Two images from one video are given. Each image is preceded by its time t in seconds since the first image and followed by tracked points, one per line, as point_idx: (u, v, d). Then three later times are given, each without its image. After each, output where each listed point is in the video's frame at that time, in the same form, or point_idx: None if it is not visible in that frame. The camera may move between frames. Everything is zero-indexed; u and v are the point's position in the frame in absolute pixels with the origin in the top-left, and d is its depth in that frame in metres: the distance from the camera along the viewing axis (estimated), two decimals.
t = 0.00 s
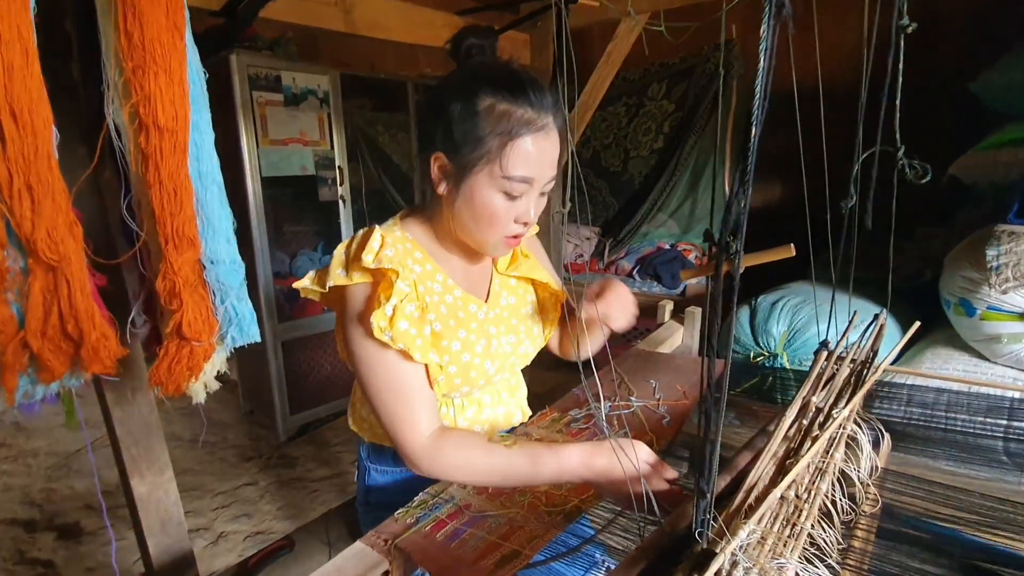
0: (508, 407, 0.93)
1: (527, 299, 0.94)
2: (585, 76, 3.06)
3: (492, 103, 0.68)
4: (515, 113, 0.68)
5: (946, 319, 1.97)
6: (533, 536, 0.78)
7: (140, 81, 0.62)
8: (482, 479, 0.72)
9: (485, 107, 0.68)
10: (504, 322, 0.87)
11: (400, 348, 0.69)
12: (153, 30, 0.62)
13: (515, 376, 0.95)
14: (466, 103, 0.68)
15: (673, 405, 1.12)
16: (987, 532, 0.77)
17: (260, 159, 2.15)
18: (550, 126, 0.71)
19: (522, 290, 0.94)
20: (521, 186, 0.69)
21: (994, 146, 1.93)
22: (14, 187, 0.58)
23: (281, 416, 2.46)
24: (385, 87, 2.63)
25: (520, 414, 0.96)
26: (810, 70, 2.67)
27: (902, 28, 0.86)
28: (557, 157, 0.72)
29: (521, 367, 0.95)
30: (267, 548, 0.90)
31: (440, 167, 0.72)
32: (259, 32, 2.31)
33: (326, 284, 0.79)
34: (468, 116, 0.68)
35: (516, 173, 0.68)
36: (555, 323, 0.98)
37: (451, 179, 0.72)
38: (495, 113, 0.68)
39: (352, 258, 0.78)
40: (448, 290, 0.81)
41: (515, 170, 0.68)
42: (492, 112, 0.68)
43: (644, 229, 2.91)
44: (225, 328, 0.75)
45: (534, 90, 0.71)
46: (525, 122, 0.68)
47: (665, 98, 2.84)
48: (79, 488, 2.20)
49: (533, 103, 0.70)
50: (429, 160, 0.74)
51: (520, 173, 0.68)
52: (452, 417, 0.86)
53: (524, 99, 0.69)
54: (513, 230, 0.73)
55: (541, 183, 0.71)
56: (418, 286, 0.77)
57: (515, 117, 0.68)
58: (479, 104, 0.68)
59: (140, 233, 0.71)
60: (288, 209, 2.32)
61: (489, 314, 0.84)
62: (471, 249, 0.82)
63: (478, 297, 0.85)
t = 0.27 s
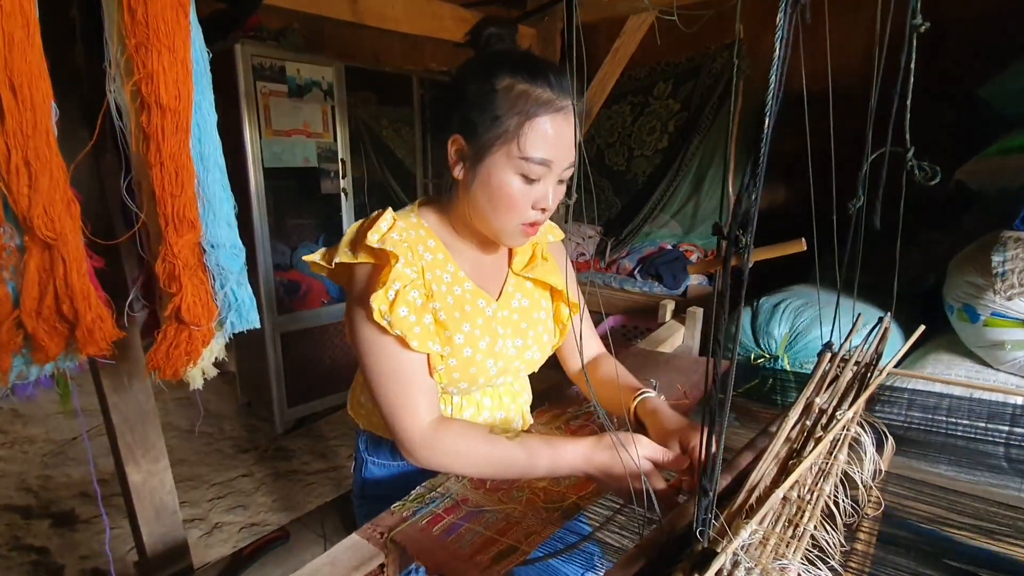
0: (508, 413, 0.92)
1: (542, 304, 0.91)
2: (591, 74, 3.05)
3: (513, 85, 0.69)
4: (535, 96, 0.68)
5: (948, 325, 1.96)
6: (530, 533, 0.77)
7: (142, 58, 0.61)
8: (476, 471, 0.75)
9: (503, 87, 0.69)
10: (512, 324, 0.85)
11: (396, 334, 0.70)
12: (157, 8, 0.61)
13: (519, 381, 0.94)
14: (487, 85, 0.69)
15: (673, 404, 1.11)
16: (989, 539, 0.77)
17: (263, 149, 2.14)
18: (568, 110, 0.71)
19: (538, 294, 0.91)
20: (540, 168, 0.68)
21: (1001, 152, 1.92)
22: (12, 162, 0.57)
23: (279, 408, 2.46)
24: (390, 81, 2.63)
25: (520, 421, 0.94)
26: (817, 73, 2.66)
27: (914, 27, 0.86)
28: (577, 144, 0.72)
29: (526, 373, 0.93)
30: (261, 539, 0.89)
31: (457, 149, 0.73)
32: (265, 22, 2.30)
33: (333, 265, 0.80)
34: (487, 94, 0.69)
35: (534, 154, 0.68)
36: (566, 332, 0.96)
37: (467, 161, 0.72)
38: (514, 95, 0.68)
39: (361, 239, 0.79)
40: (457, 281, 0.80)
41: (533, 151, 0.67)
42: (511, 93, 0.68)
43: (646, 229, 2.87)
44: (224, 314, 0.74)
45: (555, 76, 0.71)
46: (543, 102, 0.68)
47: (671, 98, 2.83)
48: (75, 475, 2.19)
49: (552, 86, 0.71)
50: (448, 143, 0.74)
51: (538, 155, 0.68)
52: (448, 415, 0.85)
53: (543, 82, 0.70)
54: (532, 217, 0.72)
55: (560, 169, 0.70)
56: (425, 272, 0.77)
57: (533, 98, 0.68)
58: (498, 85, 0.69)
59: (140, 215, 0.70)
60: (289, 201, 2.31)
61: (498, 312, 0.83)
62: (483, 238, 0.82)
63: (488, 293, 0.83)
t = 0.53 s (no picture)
0: (510, 410, 0.91)
1: (544, 302, 0.91)
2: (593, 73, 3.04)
3: (520, 82, 0.67)
4: (542, 94, 0.67)
5: (947, 327, 1.96)
6: (525, 530, 0.77)
7: (141, 48, 0.61)
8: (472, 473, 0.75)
9: (511, 86, 0.67)
10: (516, 321, 0.84)
11: (400, 336, 0.70)
12: None
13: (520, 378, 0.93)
14: (496, 82, 0.68)
15: (670, 404, 1.11)
16: (986, 543, 0.76)
17: (263, 144, 2.13)
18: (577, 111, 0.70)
19: (539, 292, 0.91)
20: (542, 170, 0.68)
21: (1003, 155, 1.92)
22: (8, 152, 0.56)
23: (276, 403, 2.46)
24: (391, 76, 2.62)
25: (521, 418, 0.94)
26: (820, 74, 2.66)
27: (920, 28, 0.86)
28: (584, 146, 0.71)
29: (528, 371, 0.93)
30: (258, 533, 0.90)
31: (462, 146, 0.72)
32: (267, 16, 2.30)
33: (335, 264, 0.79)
34: (495, 92, 0.67)
35: (540, 156, 0.68)
36: (568, 326, 0.98)
37: (473, 159, 0.72)
38: (521, 93, 0.67)
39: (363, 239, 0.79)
40: (459, 282, 0.79)
41: (538, 153, 0.67)
42: (518, 91, 0.67)
43: (646, 228, 2.87)
44: (222, 307, 0.73)
45: (563, 75, 0.71)
46: (551, 103, 0.68)
47: (673, 97, 2.82)
48: (72, 468, 2.19)
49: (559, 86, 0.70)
50: (453, 139, 0.74)
51: (543, 157, 0.68)
52: (450, 413, 0.84)
53: (552, 81, 0.69)
54: (533, 218, 0.72)
55: (564, 171, 0.70)
56: (427, 274, 0.76)
57: (541, 99, 0.67)
58: (505, 81, 0.67)
59: (138, 207, 0.70)
60: (289, 196, 2.30)
61: (501, 311, 0.82)
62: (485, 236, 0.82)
63: (491, 292, 0.83)
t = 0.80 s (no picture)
0: (510, 399, 0.92)
1: (532, 292, 0.93)
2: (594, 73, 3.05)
3: (504, 87, 0.69)
4: (526, 100, 0.69)
5: (946, 329, 1.97)
6: (527, 526, 0.77)
7: (152, 48, 0.61)
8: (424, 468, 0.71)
9: (497, 90, 0.69)
10: (508, 311, 0.86)
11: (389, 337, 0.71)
12: None
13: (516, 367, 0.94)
14: (481, 87, 0.69)
15: (671, 403, 1.12)
16: (981, 541, 0.77)
17: (265, 141, 2.13)
18: (560, 114, 0.72)
19: (528, 283, 0.93)
20: (527, 173, 0.70)
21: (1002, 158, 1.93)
22: (22, 149, 0.57)
23: (276, 400, 2.46)
24: (393, 75, 2.62)
25: (521, 408, 0.94)
26: (821, 75, 2.66)
27: (920, 31, 0.87)
28: (565, 149, 0.73)
29: (522, 360, 0.94)
30: (260, 529, 0.90)
31: (448, 149, 0.73)
32: (269, 13, 2.30)
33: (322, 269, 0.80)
34: (480, 97, 0.69)
35: (524, 159, 0.69)
36: (560, 316, 0.99)
37: (458, 162, 0.72)
38: (505, 98, 0.69)
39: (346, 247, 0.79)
40: (447, 279, 0.80)
41: (523, 156, 0.69)
42: (502, 97, 0.69)
43: (647, 228, 2.89)
44: (229, 304, 0.74)
45: (547, 80, 0.72)
46: (535, 107, 0.69)
47: (674, 97, 2.83)
48: (73, 464, 2.20)
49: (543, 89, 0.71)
50: (439, 141, 0.74)
51: (527, 160, 0.69)
52: (448, 405, 0.85)
53: (536, 86, 0.70)
54: (518, 219, 0.73)
55: (547, 173, 0.72)
56: (414, 275, 0.77)
57: (525, 104, 0.69)
58: (491, 86, 0.69)
59: (146, 205, 0.70)
60: (290, 194, 2.31)
61: (491, 303, 0.83)
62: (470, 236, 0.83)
63: (481, 287, 0.84)
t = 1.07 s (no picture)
0: (503, 400, 0.92)
1: (525, 292, 0.94)
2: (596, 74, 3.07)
3: (496, 91, 0.70)
4: (516, 104, 0.70)
5: (944, 331, 1.98)
6: (527, 525, 0.79)
7: (161, 54, 0.63)
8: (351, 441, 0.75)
9: (488, 94, 0.70)
10: (497, 311, 0.86)
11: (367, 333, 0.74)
12: (177, 4, 0.62)
13: (512, 368, 0.94)
14: (471, 88, 0.70)
15: (670, 403, 1.13)
16: (974, 541, 0.78)
17: (268, 142, 2.14)
18: (551, 118, 0.73)
19: (521, 283, 0.93)
20: (518, 175, 0.71)
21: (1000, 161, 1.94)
22: (36, 153, 0.58)
23: (277, 399, 2.48)
24: (395, 76, 2.64)
25: (514, 408, 0.95)
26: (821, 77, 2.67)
27: (918, 37, 0.87)
28: (557, 150, 0.74)
29: (516, 361, 0.94)
30: (262, 527, 0.91)
31: (440, 152, 0.74)
32: (272, 14, 2.31)
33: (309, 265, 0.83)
34: (470, 101, 0.70)
35: (515, 162, 0.70)
36: (555, 319, 1.01)
37: (450, 164, 0.74)
38: (496, 101, 0.70)
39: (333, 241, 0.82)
40: (433, 278, 0.82)
41: (514, 159, 0.70)
42: (494, 100, 0.70)
43: (647, 229, 2.89)
44: (235, 305, 0.75)
45: (540, 83, 0.73)
46: (526, 112, 0.70)
47: (675, 99, 2.84)
48: (75, 462, 2.21)
49: (535, 94, 0.72)
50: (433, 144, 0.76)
51: (519, 163, 0.70)
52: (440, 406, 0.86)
53: (528, 90, 0.72)
54: (510, 220, 0.74)
55: (539, 175, 0.73)
56: (398, 274, 0.80)
57: (518, 107, 0.70)
58: (482, 90, 0.70)
59: (155, 208, 0.72)
60: (292, 194, 2.32)
61: (479, 302, 0.84)
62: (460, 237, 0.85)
63: (470, 287, 0.86)
